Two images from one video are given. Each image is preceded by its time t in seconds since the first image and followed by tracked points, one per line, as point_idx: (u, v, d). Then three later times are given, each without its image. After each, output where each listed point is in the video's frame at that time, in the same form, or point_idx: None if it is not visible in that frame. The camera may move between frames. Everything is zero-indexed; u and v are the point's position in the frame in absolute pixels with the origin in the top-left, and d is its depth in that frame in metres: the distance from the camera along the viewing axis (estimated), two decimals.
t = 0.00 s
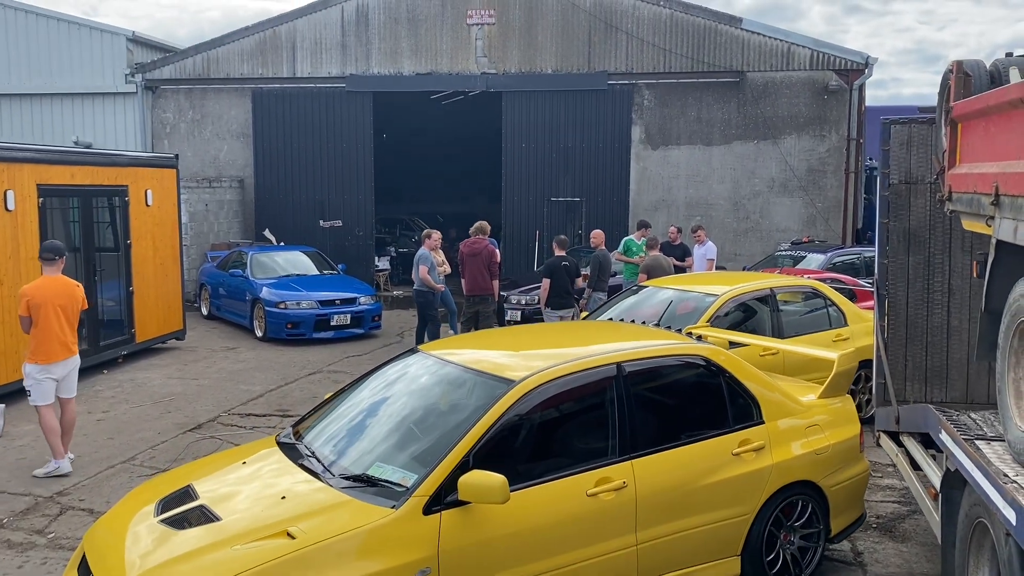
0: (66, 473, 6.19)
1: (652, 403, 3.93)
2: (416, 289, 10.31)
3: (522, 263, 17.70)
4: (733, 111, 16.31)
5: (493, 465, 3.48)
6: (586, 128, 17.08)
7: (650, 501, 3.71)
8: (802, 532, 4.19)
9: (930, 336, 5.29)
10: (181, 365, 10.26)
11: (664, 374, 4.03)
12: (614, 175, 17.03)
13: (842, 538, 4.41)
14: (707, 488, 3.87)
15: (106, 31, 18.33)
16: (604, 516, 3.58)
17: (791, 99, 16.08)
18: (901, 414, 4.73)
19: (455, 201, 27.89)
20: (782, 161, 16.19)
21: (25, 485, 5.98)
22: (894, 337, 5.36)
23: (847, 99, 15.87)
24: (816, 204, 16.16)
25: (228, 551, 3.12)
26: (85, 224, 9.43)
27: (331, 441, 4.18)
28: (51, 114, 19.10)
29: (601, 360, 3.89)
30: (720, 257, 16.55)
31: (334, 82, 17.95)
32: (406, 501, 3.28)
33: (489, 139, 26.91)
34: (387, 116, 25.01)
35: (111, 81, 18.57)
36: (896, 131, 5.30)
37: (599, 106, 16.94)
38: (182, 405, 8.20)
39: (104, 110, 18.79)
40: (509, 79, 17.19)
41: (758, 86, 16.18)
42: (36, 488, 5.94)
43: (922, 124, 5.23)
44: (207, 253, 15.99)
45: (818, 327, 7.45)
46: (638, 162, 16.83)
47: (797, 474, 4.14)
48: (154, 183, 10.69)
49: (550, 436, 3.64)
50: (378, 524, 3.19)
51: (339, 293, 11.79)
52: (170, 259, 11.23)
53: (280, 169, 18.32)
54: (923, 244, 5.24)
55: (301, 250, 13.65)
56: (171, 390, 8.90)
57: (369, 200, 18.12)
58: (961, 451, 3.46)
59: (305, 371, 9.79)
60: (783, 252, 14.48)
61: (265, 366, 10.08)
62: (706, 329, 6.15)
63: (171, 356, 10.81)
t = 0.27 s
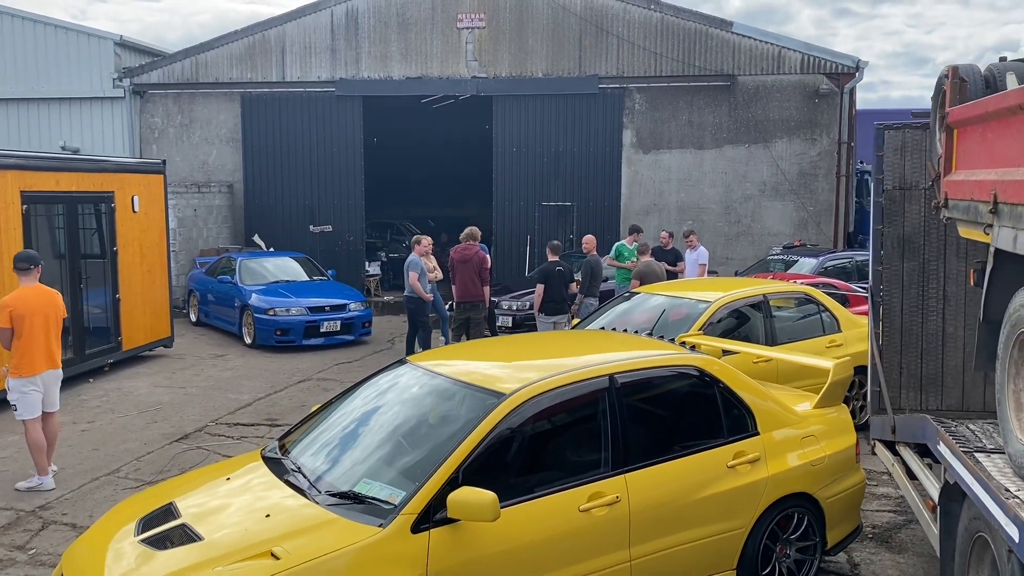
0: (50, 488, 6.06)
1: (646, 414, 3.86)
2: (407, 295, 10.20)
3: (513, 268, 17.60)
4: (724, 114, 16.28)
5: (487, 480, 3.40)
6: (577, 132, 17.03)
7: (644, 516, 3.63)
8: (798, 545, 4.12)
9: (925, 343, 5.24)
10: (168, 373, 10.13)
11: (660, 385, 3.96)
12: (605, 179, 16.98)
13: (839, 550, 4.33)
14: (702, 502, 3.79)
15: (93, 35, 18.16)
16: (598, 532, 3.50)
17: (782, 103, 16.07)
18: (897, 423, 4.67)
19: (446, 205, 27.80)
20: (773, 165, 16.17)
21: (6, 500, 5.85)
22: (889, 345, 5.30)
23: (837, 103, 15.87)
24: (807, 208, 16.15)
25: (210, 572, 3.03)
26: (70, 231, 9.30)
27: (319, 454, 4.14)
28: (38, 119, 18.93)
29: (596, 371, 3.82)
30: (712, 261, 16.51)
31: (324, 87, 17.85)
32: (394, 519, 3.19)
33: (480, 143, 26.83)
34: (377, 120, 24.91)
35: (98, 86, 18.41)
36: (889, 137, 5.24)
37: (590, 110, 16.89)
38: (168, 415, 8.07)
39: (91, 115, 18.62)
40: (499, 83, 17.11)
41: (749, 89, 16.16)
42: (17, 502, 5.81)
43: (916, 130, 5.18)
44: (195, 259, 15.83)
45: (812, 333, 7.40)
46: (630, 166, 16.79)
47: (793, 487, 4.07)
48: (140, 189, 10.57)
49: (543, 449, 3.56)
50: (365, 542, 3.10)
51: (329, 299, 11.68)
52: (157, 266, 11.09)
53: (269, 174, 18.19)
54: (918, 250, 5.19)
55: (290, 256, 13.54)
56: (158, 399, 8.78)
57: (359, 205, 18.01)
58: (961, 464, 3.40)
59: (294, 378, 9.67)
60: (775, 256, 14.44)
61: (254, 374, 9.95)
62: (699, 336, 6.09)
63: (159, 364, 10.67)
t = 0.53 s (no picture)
0: (36, 498, 5.95)
1: (645, 422, 3.79)
2: (398, 299, 10.10)
3: (506, 269, 17.52)
4: (717, 115, 16.25)
5: (482, 491, 3.32)
6: (570, 133, 16.97)
7: (644, 526, 3.56)
8: (799, 554, 4.06)
9: (924, 347, 5.19)
10: (158, 378, 10.00)
11: (658, 392, 3.89)
12: (598, 180, 16.92)
13: (840, 557, 4.27)
14: (702, 511, 3.72)
15: (81, 36, 17.99)
16: (597, 543, 3.42)
17: (775, 103, 16.05)
18: (897, 429, 4.62)
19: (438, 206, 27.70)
20: (766, 166, 16.15)
21: None
22: (887, 348, 5.24)
23: (830, 103, 15.86)
24: (799, 208, 16.14)
25: None
26: (58, 234, 9.18)
27: (311, 464, 4.07)
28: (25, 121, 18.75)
29: (593, 378, 3.75)
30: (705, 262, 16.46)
31: (315, 88, 17.73)
32: (389, 533, 3.11)
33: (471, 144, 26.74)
34: (368, 121, 24.79)
35: (86, 87, 18.25)
36: (887, 138, 5.18)
37: (583, 111, 16.84)
38: (158, 421, 7.96)
39: (80, 116, 18.45)
40: (491, 84, 17.03)
41: (741, 90, 16.14)
42: (3, 512, 5.70)
43: (914, 131, 5.13)
44: (185, 262, 15.69)
45: (808, 335, 7.34)
46: (622, 167, 16.74)
47: (794, 494, 4.01)
48: (129, 192, 10.45)
49: (539, 459, 3.49)
50: (359, 557, 3.03)
51: (320, 302, 11.58)
52: (146, 269, 10.96)
53: (259, 176, 18.07)
54: (916, 252, 5.14)
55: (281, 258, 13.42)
56: (147, 405, 8.66)
57: (351, 206, 17.89)
58: (966, 471, 3.34)
59: (285, 383, 9.56)
60: (768, 257, 14.40)
61: (245, 378, 9.84)
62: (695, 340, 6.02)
63: (148, 368, 10.55)
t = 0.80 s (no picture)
0: (24, 507, 5.82)
1: (647, 428, 3.72)
2: (391, 302, 10.00)
3: (499, 269, 17.43)
4: (709, 114, 16.22)
5: (481, 501, 3.24)
6: (562, 132, 16.90)
7: (647, 535, 3.48)
8: (804, 561, 3.99)
9: (925, 348, 5.14)
10: (148, 381, 9.87)
11: (659, 397, 3.82)
12: (591, 179, 16.86)
13: (844, 563, 4.21)
14: (707, 518, 3.65)
15: (68, 35, 17.80)
16: (601, 554, 3.35)
17: (767, 102, 16.02)
18: (901, 432, 4.56)
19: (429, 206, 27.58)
20: (759, 165, 16.12)
21: None
22: (888, 350, 5.19)
23: (823, 101, 15.83)
24: (792, 207, 16.12)
25: None
26: (45, 236, 9.04)
27: (305, 474, 3.98)
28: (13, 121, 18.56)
29: (593, 384, 3.67)
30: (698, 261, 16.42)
31: (305, 87, 17.59)
32: (387, 546, 3.04)
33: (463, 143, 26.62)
34: (359, 120, 24.65)
35: (74, 86, 18.06)
36: (888, 138, 5.13)
37: (575, 110, 16.77)
38: (148, 426, 7.83)
39: (67, 116, 18.27)
40: (483, 83, 16.94)
41: (734, 88, 16.10)
42: None
43: (916, 130, 5.07)
44: (174, 263, 15.54)
45: (806, 336, 7.29)
46: (615, 166, 16.68)
47: (797, 501, 3.94)
48: (118, 193, 10.31)
49: (539, 467, 3.41)
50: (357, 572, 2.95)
51: (312, 304, 11.48)
52: (136, 272, 10.82)
53: (250, 176, 17.92)
54: (918, 253, 5.09)
55: (272, 259, 13.30)
56: (138, 409, 8.53)
57: (342, 207, 17.76)
58: (975, 478, 3.28)
59: (277, 386, 9.45)
60: (762, 256, 14.37)
61: (236, 382, 9.72)
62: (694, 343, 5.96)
63: (138, 372, 10.41)
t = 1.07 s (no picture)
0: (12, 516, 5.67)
1: (654, 436, 3.63)
2: (386, 302, 9.89)
3: (493, 268, 17.33)
4: (704, 112, 16.15)
5: (483, 513, 3.15)
6: (556, 130, 16.80)
7: (656, 547, 3.39)
8: (813, 570, 3.91)
9: (931, 350, 5.06)
10: (139, 385, 9.73)
11: (664, 403, 3.73)
12: (585, 177, 16.77)
13: (854, 571, 4.13)
14: (716, 528, 3.57)
15: (56, 33, 17.59)
16: (609, 567, 3.25)
17: (762, 100, 15.95)
18: (908, 437, 4.49)
19: (422, 204, 27.45)
20: (754, 162, 16.06)
21: None
22: (894, 352, 5.11)
23: (818, 99, 15.78)
24: (788, 205, 16.07)
25: None
26: (33, 238, 8.89)
27: (302, 485, 3.88)
28: None
29: (597, 391, 3.57)
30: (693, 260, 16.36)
31: (296, 85, 17.43)
32: (391, 564, 2.94)
33: (456, 141, 26.49)
34: (351, 118, 24.48)
35: (62, 85, 17.86)
36: (893, 137, 5.04)
37: (569, 107, 16.67)
38: (140, 431, 7.70)
39: (56, 115, 18.06)
40: (476, 81, 16.82)
41: (729, 86, 16.03)
42: None
43: (921, 129, 4.98)
44: (165, 263, 15.38)
45: (806, 336, 7.22)
46: (609, 164, 16.59)
47: (807, 509, 3.86)
48: (107, 193, 10.15)
49: (542, 478, 3.31)
50: None
51: (305, 305, 11.35)
52: (126, 273, 10.66)
53: (241, 175, 17.76)
54: (923, 254, 5.02)
55: (264, 259, 13.16)
56: (129, 413, 8.40)
57: (334, 206, 17.62)
58: (993, 487, 3.19)
59: (271, 389, 9.33)
60: (757, 255, 14.31)
61: (229, 384, 9.59)
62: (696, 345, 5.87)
63: (129, 375, 10.27)
